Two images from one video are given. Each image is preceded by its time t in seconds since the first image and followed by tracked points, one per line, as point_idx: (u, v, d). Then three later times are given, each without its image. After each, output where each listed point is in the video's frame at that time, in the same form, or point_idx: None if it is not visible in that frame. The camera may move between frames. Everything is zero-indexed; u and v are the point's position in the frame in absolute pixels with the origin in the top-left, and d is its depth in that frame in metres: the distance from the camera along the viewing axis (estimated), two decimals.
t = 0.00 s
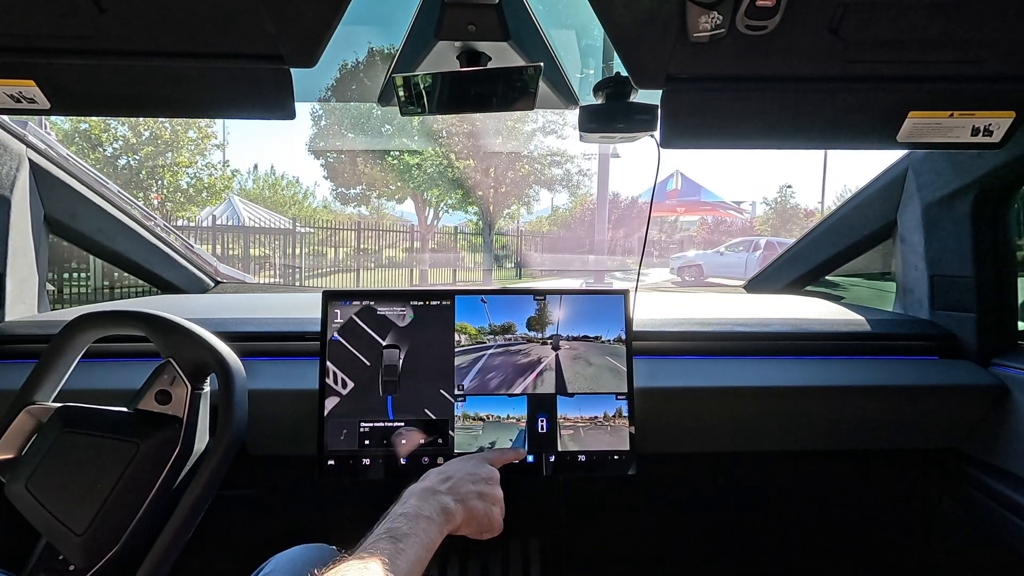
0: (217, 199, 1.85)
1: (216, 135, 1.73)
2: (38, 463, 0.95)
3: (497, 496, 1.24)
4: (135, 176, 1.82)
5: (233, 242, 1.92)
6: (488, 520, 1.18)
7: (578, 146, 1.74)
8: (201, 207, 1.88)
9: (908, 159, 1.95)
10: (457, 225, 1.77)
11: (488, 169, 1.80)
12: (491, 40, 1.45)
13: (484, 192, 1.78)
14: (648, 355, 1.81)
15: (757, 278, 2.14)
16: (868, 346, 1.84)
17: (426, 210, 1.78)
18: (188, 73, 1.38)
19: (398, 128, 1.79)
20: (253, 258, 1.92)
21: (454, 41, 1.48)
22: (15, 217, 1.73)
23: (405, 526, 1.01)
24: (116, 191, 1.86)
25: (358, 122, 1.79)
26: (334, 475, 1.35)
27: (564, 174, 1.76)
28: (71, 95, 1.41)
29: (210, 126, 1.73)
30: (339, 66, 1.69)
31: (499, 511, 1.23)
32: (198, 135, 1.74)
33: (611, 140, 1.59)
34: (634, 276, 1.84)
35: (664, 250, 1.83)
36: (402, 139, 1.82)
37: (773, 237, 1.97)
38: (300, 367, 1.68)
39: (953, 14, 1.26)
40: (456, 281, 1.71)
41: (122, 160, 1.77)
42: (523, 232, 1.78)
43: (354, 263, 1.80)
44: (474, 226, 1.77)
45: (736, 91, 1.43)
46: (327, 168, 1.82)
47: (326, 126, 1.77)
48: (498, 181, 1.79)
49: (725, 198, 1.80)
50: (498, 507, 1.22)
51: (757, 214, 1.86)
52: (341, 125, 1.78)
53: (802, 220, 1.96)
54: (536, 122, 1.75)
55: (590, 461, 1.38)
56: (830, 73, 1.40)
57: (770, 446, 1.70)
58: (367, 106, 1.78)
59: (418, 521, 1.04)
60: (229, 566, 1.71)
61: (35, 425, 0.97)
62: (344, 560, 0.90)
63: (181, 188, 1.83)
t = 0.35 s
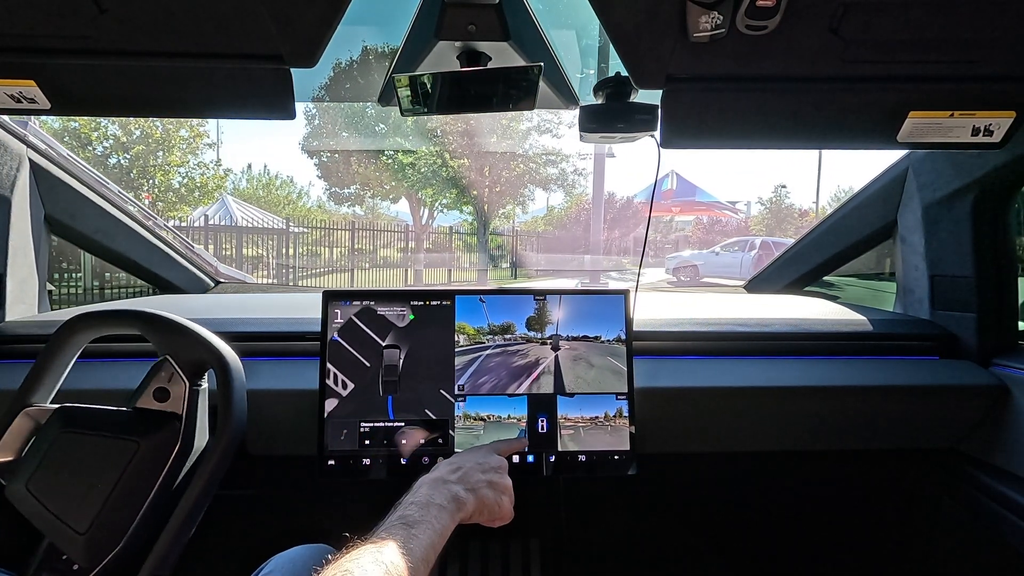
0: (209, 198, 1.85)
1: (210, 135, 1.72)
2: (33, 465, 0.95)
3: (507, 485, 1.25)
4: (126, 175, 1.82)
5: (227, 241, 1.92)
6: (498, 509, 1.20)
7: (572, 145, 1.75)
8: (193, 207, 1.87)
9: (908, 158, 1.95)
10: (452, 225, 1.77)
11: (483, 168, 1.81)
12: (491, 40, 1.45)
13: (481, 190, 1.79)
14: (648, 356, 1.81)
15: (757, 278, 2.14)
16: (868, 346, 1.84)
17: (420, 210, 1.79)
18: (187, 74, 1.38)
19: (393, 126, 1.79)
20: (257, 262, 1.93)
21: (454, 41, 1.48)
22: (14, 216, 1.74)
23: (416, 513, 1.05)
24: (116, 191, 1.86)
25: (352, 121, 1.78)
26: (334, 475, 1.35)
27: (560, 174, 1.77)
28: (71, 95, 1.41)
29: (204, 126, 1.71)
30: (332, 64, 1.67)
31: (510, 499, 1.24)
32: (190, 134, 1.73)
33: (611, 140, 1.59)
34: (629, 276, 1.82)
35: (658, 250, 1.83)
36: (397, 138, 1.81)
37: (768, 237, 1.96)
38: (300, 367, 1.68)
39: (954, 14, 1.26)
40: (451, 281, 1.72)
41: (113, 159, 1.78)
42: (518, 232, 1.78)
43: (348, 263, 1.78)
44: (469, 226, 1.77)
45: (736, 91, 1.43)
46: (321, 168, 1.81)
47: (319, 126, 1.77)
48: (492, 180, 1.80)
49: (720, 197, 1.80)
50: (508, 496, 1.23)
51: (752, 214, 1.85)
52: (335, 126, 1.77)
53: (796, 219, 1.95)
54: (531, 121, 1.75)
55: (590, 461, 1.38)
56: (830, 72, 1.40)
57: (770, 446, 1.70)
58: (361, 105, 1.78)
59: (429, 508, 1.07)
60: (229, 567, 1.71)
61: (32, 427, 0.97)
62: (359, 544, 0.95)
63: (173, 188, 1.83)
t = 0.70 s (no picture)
0: (205, 198, 1.85)
1: (206, 134, 1.73)
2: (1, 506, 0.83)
3: (509, 487, 1.24)
4: (122, 175, 1.82)
5: (224, 241, 1.93)
6: (499, 511, 1.19)
7: (571, 144, 1.75)
8: (189, 207, 1.87)
9: (908, 159, 1.95)
10: (450, 224, 1.78)
11: (480, 167, 1.80)
12: (491, 40, 1.45)
13: (479, 190, 1.79)
14: (648, 356, 1.81)
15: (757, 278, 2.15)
16: (868, 347, 1.84)
17: (418, 210, 1.79)
18: (188, 74, 1.38)
19: (390, 126, 1.79)
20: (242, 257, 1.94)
21: (454, 41, 1.47)
22: (14, 216, 1.73)
23: (417, 514, 1.05)
24: (116, 191, 1.86)
25: (349, 120, 1.78)
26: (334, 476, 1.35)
27: (557, 173, 1.78)
28: (72, 96, 1.42)
29: (198, 126, 1.71)
30: (329, 64, 1.67)
31: (511, 500, 1.23)
32: (186, 134, 1.73)
33: (610, 140, 1.58)
34: (627, 276, 1.82)
35: (655, 250, 1.83)
36: (393, 137, 1.81)
37: (765, 237, 1.95)
38: (300, 367, 1.68)
39: (954, 14, 1.26)
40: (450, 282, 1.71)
41: (108, 159, 1.78)
42: (515, 232, 1.77)
43: (346, 263, 1.80)
44: (466, 226, 1.77)
45: (736, 91, 1.43)
46: (318, 168, 1.81)
47: (315, 126, 1.78)
48: (490, 179, 1.80)
49: (718, 197, 1.79)
50: (509, 498, 1.22)
51: (750, 214, 1.85)
52: (331, 126, 1.78)
53: (794, 219, 1.94)
54: (529, 121, 1.74)
55: (590, 461, 1.38)
56: (830, 73, 1.40)
57: (769, 447, 1.70)
58: (356, 105, 1.78)
59: (430, 509, 1.07)
60: (229, 567, 1.71)
61: None
62: (359, 545, 0.95)
63: (169, 188, 1.82)
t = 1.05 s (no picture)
0: (207, 199, 1.85)
1: (207, 135, 1.73)
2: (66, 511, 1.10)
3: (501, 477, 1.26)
4: (123, 176, 1.82)
5: (225, 241, 1.93)
6: (492, 502, 1.21)
7: (572, 144, 1.77)
8: (192, 207, 1.87)
9: (908, 159, 1.95)
10: (450, 225, 1.76)
11: (481, 167, 1.80)
12: (491, 40, 1.45)
13: (480, 189, 1.78)
14: (648, 356, 1.81)
15: (757, 278, 2.15)
16: (868, 347, 1.84)
17: (419, 210, 1.78)
18: (189, 74, 1.38)
19: (391, 126, 1.79)
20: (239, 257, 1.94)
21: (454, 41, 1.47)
22: (14, 217, 1.73)
23: (410, 510, 1.05)
24: (116, 191, 1.86)
25: (350, 120, 1.78)
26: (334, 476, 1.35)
27: (558, 172, 1.78)
28: (73, 96, 1.41)
29: (198, 127, 1.72)
30: (330, 64, 1.67)
31: (503, 491, 1.25)
32: (187, 134, 1.73)
33: (611, 140, 1.58)
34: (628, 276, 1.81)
35: (656, 250, 1.82)
36: (394, 138, 1.81)
37: (766, 236, 1.94)
38: (300, 367, 1.68)
39: (954, 15, 1.26)
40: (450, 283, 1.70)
41: (110, 160, 1.79)
42: (516, 232, 1.74)
43: (347, 263, 1.77)
44: (467, 226, 1.75)
45: (736, 91, 1.44)
46: (319, 168, 1.81)
47: (317, 126, 1.78)
48: (491, 179, 1.80)
49: (719, 197, 1.79)
50: (502, 489, 1.24)
51: (751, 213, 1.84)
52: (332, 125, 1.78)
53: (794, 219, 1.94)
54: (529, 120, 1.75)
55: (590, 462, 1.38)
56: (829, 73, 1.40)
57: (770, 447, 1.70)
58: (357, 106, 1.79)
59: (424, 505, 1.08)
60: (229, 567, 1.71)
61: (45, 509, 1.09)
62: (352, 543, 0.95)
63: (171, 188, 1.82)
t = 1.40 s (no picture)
0: (208, 199, 1.84)
1: (209, 136, 1.74)
2: (79, 507, 1.02)
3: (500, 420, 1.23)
4: (125, 176, 1.82)
5: (226, 242, 1.93)
6: (494, 442, 1.18)
7: (571, 145, 1.75)
8: (193, 207, 1.87)
9: (908, 159, 1.95)
10: (450, 225, 1.76)
11: (480, 168, 1.82)
12: (491, 40, 1.45)
13: (477, 191, 1.78)
14: (648, 356, 1.81)
15: (757, 278, 2.16)
16: (869, 348, 1.83)
17: (419, 210, 1.78)
18: (191, 75, 1.38)
19: (391, 127, 1.79)
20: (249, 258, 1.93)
21: (454, 42, 1.47)
22: (14, 217, 1.73)
23: (405, 456, 0.97)
24: (116, 191, 1.85)
25: (350, 121, 1.78)
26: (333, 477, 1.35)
27: (557, 174, 1.76)
28: (74, 96, 1.41)
29: (201, 127, 1.73)
30: (331, 65, 1.66)
31: (503, 433, 1.22)
32: (190, 135, 1.75)
33: (611, 140, 1.58)
34: (627, 276, 1.78)
35: (655, 250, 1.83)
36: (394, 138, 1.80)
37: (764, 236, 1.93)
38: (301, 368, 1.68)
39: (955, 16, 1.25)
40: (450, 282, 1.70)
41: (112, 160, 1.78)
42: (516, 232, 1.74)
43: (347, 263, 1.79)
44: (467, 226, 1.75)
45: (736, 91, 1.44)
46: (320, 168, 1.81)
47: (318, 126, 1.78)
48: (491, 180, 1.81)
49: (718, 197, 1.79)
50: (502, 430, 1.21)
51: (750, 213, 1.84)
52: (332, 124, 1.78)
53: (793, 219, 1.93)
54: (529, 121, 1.76)
55: (590, 462, 1.38)
56: (829, 73, 1.40)
57: (770, 447, 1.70)
58: (358, 106, 1.79)
59: (421, 450, 1.00)
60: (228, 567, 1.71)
61: (58, 513, 1.02)
62: (344, 493, 0.88)
63: (172, 189, 1.82)
